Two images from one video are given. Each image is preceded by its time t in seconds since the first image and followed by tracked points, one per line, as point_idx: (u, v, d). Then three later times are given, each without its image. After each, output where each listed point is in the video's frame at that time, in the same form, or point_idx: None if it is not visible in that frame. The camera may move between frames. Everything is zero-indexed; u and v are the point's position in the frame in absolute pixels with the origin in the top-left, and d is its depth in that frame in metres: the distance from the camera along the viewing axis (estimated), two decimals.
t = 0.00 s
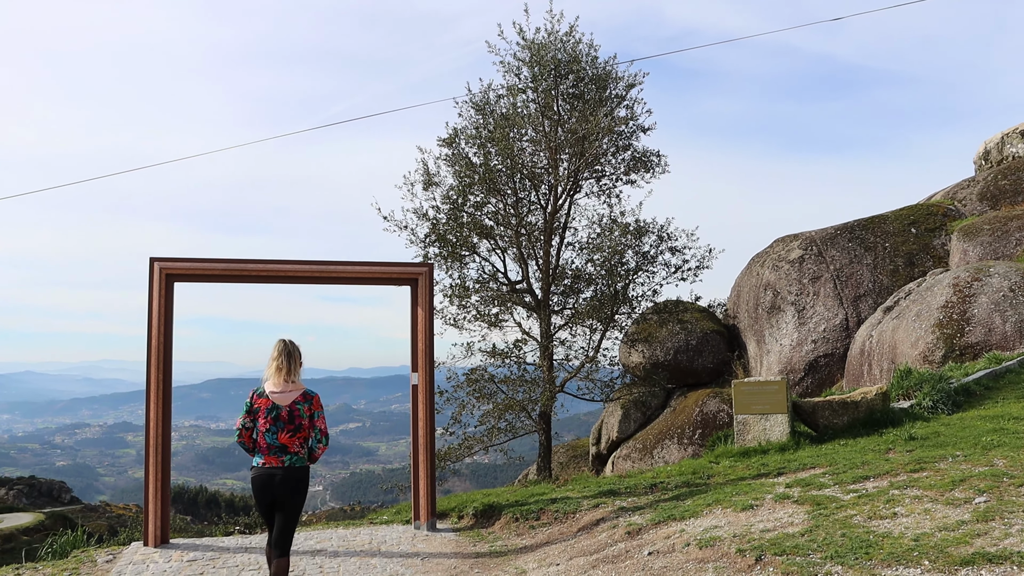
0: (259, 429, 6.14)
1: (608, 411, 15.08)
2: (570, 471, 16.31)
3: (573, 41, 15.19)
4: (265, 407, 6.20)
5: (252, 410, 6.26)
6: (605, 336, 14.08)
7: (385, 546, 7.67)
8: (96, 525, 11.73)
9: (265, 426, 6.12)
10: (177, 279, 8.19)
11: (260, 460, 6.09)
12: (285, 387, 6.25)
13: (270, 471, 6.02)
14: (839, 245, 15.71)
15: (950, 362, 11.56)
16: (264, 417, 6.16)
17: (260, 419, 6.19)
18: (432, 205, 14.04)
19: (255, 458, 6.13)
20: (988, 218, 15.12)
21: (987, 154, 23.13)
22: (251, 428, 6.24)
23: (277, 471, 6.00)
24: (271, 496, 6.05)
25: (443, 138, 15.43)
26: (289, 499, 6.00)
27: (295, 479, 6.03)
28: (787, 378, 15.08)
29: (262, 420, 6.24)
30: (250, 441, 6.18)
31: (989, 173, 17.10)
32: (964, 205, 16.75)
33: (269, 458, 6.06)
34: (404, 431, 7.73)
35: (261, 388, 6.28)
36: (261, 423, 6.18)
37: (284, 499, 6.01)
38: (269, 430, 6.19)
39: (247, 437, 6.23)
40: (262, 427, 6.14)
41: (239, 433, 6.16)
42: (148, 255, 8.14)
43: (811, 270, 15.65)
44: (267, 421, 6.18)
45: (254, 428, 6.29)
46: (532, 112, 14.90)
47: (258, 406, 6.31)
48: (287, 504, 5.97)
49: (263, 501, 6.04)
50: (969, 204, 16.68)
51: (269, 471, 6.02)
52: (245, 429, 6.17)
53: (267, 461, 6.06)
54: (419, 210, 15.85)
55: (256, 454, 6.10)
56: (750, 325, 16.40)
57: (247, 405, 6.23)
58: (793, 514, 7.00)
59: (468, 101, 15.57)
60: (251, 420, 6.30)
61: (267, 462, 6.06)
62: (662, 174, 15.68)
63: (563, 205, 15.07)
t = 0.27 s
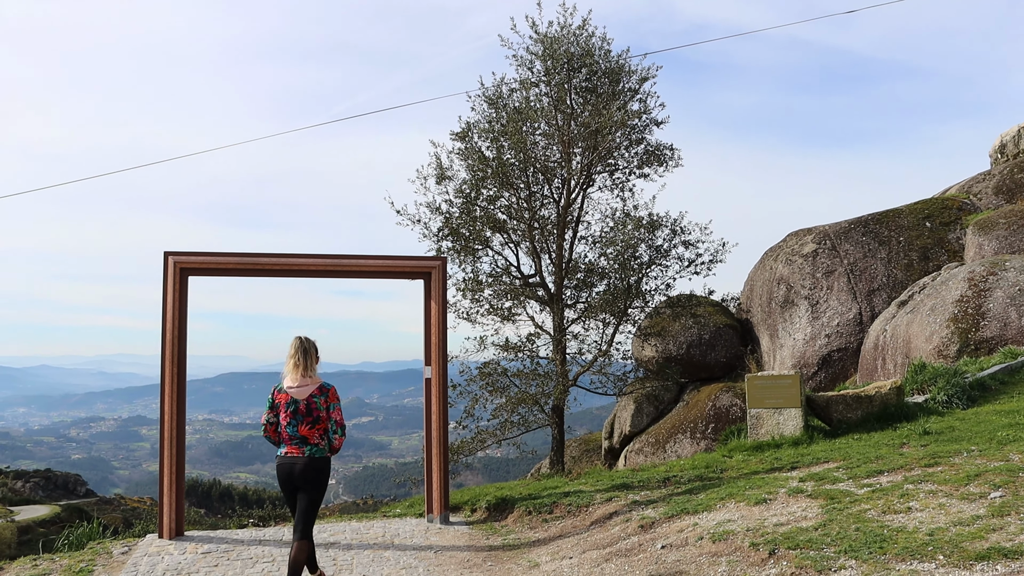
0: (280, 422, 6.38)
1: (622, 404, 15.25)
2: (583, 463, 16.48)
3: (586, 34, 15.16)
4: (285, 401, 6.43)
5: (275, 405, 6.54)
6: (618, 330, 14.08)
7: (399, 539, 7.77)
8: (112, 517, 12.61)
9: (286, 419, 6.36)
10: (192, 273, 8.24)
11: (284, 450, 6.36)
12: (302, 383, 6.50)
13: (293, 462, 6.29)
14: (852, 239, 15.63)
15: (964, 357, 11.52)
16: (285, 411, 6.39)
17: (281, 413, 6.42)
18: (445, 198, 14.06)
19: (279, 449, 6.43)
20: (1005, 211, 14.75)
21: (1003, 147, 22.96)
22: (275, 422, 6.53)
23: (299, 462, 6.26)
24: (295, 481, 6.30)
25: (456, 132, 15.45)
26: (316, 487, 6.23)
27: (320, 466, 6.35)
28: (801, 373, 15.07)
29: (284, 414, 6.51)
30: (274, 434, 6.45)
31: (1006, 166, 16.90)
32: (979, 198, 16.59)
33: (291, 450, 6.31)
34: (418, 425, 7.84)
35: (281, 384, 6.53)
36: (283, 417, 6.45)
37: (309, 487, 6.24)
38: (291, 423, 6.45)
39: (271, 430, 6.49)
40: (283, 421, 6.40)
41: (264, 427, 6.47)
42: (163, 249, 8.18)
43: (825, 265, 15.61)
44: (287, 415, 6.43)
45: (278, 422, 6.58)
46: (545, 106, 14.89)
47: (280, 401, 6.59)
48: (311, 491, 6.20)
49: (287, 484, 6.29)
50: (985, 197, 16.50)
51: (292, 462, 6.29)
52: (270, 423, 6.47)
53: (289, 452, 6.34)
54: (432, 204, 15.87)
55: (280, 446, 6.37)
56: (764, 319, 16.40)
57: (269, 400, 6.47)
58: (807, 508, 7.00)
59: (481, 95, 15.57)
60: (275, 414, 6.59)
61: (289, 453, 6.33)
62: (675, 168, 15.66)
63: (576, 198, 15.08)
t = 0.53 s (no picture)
0: (297, 410, 6.61)
1: (629, 400, 15.21)
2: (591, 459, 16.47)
3: (594, 29, 15.13)
4: (302, 390, 6.68)
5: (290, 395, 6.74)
6: (626, 325, 14.07)
7: (406, 533, 7.82)
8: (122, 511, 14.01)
9: (303, 407, 6.61)
10: (200, 267, 8.27)
11: (299, 438, 6.56)
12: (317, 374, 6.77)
13: (309, 447, 6.52)
14: (860, 235, 15.57)
15: (973, 353, 11.51)
16: (302, 399, 6.63)
17: (297, 401, 6.65)
18: (453, 193, 14.07)
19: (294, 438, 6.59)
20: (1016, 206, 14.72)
21: (1013, 142, 22.84)
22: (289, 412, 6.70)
23: (317, 447, 6.51)
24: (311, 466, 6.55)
25: (464, 127, 15.47)
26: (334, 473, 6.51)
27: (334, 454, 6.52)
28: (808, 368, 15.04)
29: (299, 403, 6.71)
30: (288, 423, 6.63)
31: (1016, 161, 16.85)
32: (989, 193, 16.50)
33: (308, 435, 6.53)
34: (426, 420, 8.04)
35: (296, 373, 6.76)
36: (299, 405, 6.64)
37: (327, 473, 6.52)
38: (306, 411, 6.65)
39: (284, 419, 6.67)
40: (300, 408, 6.60)
41: (278, 416, 6.60)
42: (171, 244, 8.21)
43: (833, 260, 15.54)
44: (304, 403, 6.65)
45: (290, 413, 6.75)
46: (553, 101, 14.89)
47: (292, 390, 6.77)
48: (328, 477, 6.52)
49: (302, 470, 6.54)
50: (994, 192, 16.41)
51: (309, 448, 6.50)
52: (284, 412, 6.63)
53: (306, 439, 6.53)
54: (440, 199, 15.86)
55: (296, 433, 6.57)
56: (771, 314, 16.38)
57: (286, 388, 6.69)
58: (815, 503, 6.99)
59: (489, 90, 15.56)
60: (287, 405, 6.76)
61: (306, 440, 6.51)
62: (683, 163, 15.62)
63: (584, 194, 15.08)
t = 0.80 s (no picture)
0: (318, 401, 6.98)
1: (639, 395, 15.22)
2: (601, 454, 16.49)
3: (605, 23, 15.11)
4: (322, 381, 7.03)
5: (307, 385, 7.05)
6: (636, 320, 14.07)
7: (417, 527, 7.88)
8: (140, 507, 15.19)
9: (323, 398, 6.98)
10: (212, 262, 8.32)
11: (319, 427, 6.95)
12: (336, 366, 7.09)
13: (330, 436, 6.93)
14: (872, 230, 15.52)
15: (985, 349, 11.43)
16: (322, 390, 7.00)
17: (316, 392, 7.00)
18: (464, 188, 14.09)
19: (312, 428, 6.96)
20: None
21: None
22: (306, 402, 7.02)
23: (337, 436, 6.92)
24: (330, 457, 6.91)
25: (475, 122, 15.50)
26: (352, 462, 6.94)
27: (351, 444, 7.00)
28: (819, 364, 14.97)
29: (316, 394, 7.06)
30: (306, 414, 6.97)
31: None
32: (1002, 188, 16.40)
33: (329, 425, 6.93)
34: (435, 413, 8.06)
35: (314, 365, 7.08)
36: (318, 396, 7.00)
37: (346, 463, 6.92)
38: (324, 402, 7.02)
39: (302, 409, 7.01)
40: (320, 400, 6.97)
41: (298, 407, 6.90)
42: (183, 238, 8.27)
43: (844, 256, 15.51)
44: (323, 394, 7.02)
45: (305, 402, 7.07)
46: (563, 95, 14.89)
47: (310, 382, 7.10)
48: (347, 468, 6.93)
49: (320, 461, 6.90)
50: (1008, 188, 16.30)
51: (329, 437, 6.91)
52: (303, 404, 6.96)
53: (326, 429, 6.94)
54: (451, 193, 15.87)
55: (315, 423, 6.93)
56: (782, 310, 16.36)
57: (305, 380, 7.02)
58: (826, 499, 6.98)
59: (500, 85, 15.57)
60: (303, 395, 7.06)
61: (327, 430, 6.93)
62: (694, 158, 15.60)
63: (594, 188, 15.09)
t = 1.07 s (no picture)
0: (333, 395, 7.10)
1: (649, 391, 15.23)
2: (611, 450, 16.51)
3: (617, 18, 15.08)
4: (338, 376, 7.17)
5: (323, 379, 7.17)
6: (647, 316, 14.06)
7: (427, 521, 7.93)
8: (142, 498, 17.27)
9: (338, 392, 7.10)
10: (223, 256, 8.36)
11: (334, 421, 7.07)
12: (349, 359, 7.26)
13: (344, 429, 7.06)
14: (884, 227, 15.43)
15: (997, 347, 11.37)
16: (337, 384, 7.13)
17: (332, 386, 7.12)
18: (476, 183, 14.09)
19: (327, 421, 7.08)
20: None
21: None
22: (321, 395, 7.12)
23: (351, 430, 7.06)
24: (344, 449, 7.07)
25: (486, 116, 15.51)
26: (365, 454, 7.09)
27: (363, 437, 7.14)
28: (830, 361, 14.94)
29: (331, 388, 7.17)
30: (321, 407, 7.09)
31: None
32: (1015, 186, 16.30)
33: (343, 419, 7.06)
34: (447, 407, 8.11)
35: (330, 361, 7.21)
36: (333, 390, 7.12)
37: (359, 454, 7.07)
38: (339, 395, 7.14)
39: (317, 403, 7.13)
40: (336, 394, 7.09)
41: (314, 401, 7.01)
42: (195, 232, 8.31)
43: (856, 253, 15.45)
44: (338, 389, 7.14)
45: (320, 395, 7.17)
46: (575, 91, 14.88)
47: (326, 376, 7.22)
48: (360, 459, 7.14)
49: (333, 452, 7.05)
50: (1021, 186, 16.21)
51: (343, 430, 7.04)
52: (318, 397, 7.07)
53: (341, 422, 7.07)
54: (462, 188, 15.88)
55: (330, 416, 7.06)
56: (793, 307, 16.35)
57: (321, 374, 7.13)
58: (836, 496, 6.96)
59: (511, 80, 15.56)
60: (318, 388, 7.16)
61: (341, 423, 7.06)
62: (705, 154, 15.57)
63: (606, 183, 15.08)
